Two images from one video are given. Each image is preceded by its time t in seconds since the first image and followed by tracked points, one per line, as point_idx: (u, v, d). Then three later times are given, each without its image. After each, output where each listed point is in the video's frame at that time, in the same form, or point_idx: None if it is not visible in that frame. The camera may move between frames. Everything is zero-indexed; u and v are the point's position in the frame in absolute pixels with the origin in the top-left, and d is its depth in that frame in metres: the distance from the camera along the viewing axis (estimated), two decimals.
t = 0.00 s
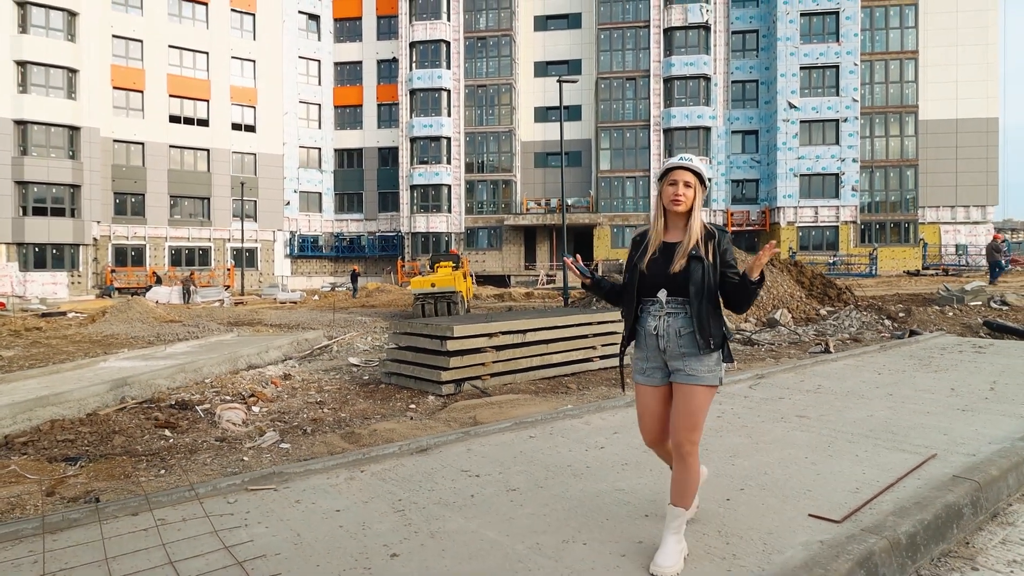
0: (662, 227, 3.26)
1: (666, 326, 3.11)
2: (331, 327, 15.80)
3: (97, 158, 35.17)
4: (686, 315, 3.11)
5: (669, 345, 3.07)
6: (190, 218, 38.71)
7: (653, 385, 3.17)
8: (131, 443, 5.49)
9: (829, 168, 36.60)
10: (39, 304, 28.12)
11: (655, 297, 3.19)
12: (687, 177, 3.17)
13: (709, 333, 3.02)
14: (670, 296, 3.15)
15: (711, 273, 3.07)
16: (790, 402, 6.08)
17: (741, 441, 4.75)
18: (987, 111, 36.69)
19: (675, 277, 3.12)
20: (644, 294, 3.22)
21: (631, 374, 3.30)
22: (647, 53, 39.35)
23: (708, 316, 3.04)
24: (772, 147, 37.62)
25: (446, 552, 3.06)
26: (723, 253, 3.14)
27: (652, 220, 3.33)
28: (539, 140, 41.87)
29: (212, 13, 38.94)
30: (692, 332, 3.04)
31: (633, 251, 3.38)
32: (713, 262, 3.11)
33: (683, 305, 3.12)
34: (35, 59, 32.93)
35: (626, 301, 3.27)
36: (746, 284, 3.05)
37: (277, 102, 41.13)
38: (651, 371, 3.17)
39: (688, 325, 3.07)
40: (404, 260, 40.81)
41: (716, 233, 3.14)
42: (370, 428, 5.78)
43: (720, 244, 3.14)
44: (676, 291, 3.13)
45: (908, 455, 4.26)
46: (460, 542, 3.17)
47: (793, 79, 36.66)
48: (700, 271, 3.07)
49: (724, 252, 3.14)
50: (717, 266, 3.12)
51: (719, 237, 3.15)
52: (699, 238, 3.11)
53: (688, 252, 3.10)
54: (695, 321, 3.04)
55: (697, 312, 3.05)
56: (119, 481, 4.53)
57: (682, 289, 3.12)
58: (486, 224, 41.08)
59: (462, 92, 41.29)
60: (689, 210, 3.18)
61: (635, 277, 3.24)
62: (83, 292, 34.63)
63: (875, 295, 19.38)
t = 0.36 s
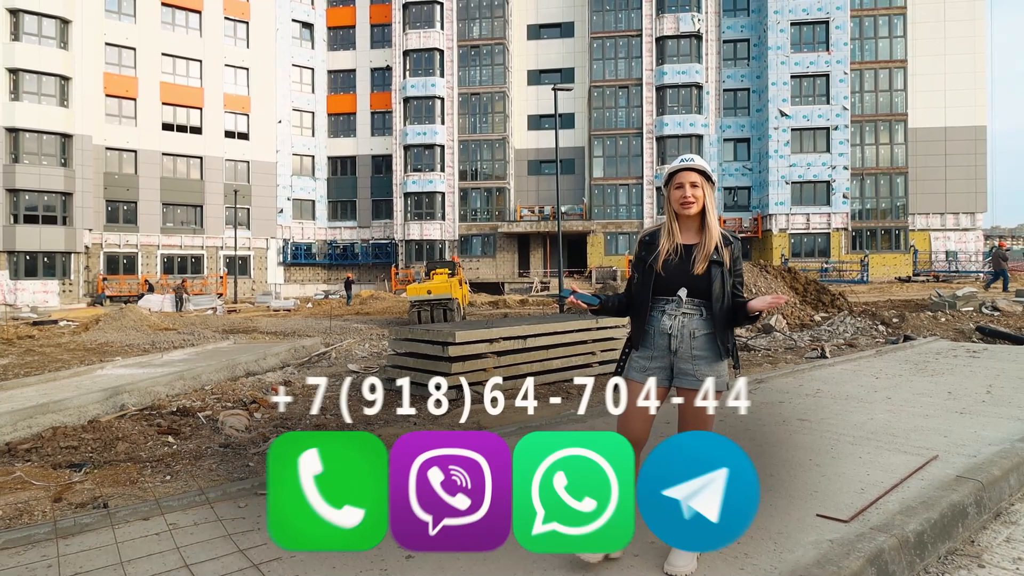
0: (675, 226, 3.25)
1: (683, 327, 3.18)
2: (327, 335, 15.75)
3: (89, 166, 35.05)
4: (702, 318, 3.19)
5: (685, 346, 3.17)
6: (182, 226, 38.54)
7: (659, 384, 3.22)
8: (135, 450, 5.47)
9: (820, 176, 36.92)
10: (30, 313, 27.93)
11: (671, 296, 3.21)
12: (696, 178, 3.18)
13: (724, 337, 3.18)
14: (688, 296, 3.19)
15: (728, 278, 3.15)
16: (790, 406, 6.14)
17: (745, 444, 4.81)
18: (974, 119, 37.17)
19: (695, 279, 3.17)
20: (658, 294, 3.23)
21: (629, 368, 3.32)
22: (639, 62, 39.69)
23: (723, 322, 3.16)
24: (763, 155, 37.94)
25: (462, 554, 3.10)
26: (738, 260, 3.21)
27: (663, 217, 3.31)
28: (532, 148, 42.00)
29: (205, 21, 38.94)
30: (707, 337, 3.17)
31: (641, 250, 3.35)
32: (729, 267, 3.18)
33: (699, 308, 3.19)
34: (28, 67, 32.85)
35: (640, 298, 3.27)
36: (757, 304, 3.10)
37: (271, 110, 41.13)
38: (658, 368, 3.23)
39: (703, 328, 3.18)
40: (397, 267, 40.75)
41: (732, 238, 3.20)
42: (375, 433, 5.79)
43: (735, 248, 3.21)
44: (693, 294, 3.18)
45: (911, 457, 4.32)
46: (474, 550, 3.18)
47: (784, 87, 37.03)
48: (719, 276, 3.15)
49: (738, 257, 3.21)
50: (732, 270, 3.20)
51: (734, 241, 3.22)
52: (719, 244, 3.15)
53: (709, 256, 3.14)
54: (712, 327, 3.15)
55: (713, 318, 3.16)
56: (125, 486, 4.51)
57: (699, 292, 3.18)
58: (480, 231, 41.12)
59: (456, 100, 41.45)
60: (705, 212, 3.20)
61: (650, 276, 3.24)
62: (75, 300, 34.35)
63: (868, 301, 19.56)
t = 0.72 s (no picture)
0: (671, 225, 3.30)
1: (683, 324, 3.21)
2: (327, 338, 15.80)
3: (85, 170, 35.01)
4: (702, 314, 3.22)
5: (686, 342, 3.20)
6: (178, 231, 38.50)
7: (659, 380, 3.28)
8: (143, 450, 5.51)
9: (815, 181, 37.17)
10: (25, 318, 27.84)
11: (670, 294, 3.26)
12: (691, 178, 3.19)
13: (726, 332, 3.20)
14: (687, 294, 3.23)
15: (727, 275, 3.19)
16: (791, 406, 6.23)
17: (748, 442, 4.89)
18: (966, 126, 37.52)
19: (694, 276, 3.21)
20: (657, 293, 3.28)
21: (630, 365, 3.37)
22: (635, 68, 39.91)
23: (723, 317, 3.20)
24: (759, 161, 38.17)
25: (474, 546, 3.19)
26: (736, 257, 3.25)
27: (660, 218, 3.36)
28: (529, 153, 42.11)
29: (202, 27, 39.00)
30: (709, 333, 3.21)
31: (639, 249, 3.40)
32: (728, 264, 3.22)
33: (699, 305, 3.23)
34: (25, 71, 32.81)
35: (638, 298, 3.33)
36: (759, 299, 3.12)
37: (268, 115, 41.19)
38: (659, 364, 3.28)
39: (705, 324, 3.21)
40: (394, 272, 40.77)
41: (728, 235, 3.24)
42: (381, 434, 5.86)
43: (733, 246, 3.24)
44: (692, 291, 3.22)
45: (911, 453, 4.41)
46: (481, 541, 3.26)
47: (779, 94, 37.35)
48: (717, 273, 3.19)
49: (736, 254, 3.24)
50: (730, 267, 3.23)
51: (731, 239, 3.25)
52: (715, 241, 3.19)
53: (706, 255, 3.19)
54: (713, 323, 3.19)
55: (714, 313, 3.20)
56: (136, 485, 4.55)
57: (697, 289, 3.22)
58: (476, 236, 41.21)
59: (453, 106, 41.58)
60: (701, 211, 3.22)
61: (649, 275, 3.30)
62: (70, 305, 34.24)
63: (864, 306, 19.71)
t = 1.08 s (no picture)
0: (646, 230, 3.32)
1: (659, 328, 3.20)
2: (329, 341, 15.88)
3: (86, 175, 35.05)
4: (678, 317, 3.21)
5: (664, 345, 3.19)
6: (178, 235, 38.53)
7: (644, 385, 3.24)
8: (156, 449, 5.59)
9: (814, 185, 37.39)
10: (27, 323, 27.83)
11: (646, 299, 3.25)
12: (666, 181, 3.22)
13: (703, 333, 3.17)
14: (662, 297, 3.22)
15: (701, 274, 3.16)
16: (795, 405, 6.32)
17: (755, 439, 4.97)
18: (964, 130, 37.67)
19: (667, 279, 3.20)
20: (634, 297, 3.28)
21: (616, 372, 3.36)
22: (634, 72, 40.11)
23: (699, 318, 3.16)
24: (758, 165, 38.36)
25: (489, 539, 3.27)
26: (711, 256, 3.23)
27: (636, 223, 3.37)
28: (529, 157, 42.19)
29: (202, 32, 39.10)
30: (685, 335, 3.18)
31: (617, 257, 3.43)
32: (702, 263, 3.20)
33: (675, 307, 3.21)
34: (26, 76, 32.81)
35: (617, 304, 3.33)
36: (732, 294, 3.11)
37: (268, 120, 41.31)
38: (641, 369, 3.26)
39: (681, 327, 3.19)
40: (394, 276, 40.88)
41: (702, 234, 3.23)
42: (390, 434, 5.93)
43: (707, 246, 3.23)
44: (667, 295, 3.21)
45: (914, 450, 4.49)
46: (482, 542, 3.29)
47: (777, 98, 37.56)
48: (691, 273, 3.16)
49: (712, 253, 3.22)
50: (706, 267, 3.21)
51: (706, 238, 3.24)
52: (687, 242, 3.19)
53: (679, 255, 3.18)
54: (688, 325, 3.16)
55: (689, 315, 3.17)
56: (152, 483, 4.62)
57: (672, 292, 3.21)
58: (476, 240, 41.33)
59: (453, 111, 41.77)
60: (674, 215, 3.24)
61: (624, 281, 3.30)
62: (71, 310, 34.24)
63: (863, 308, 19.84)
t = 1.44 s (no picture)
0: (612, 226, 3.37)
1: (616, 324, 3.24)
2: (333, 343, 15.96)
3: (88, 178, 35.18)
4: (634, 313, 3.21)
5: (620, 342, 3.21)
6: (179, 238, 38.60)
7: (608, 380, 3.30)
8: (169, 448, 5.66)
9: (814, 189, 37.51)
10: (29, 325, 27.91)
11: (608, 296, 3.31)
12: (631, 177, 3.24)
13: (656, 328, 3.14)
14: (621, 294, 3.26)
15: (654, 270, 3.15)
16: (799, 405, 6.40)
17: (760, 437, 5.05)
18: (965, 134, 37.77)
19: (622, 275, 3.23)
20: (596, 294, 3.35)
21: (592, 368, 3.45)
22: (635, 76, 40.28)
23: (653, 313, 3.13)
24: (758, 168, 38.49)
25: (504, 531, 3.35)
26: (668, 250, 3.18)
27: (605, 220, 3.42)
28: (530, 161, 42.27)
29: (204, 35, 39.23)
30: (639, 331, 3.16)
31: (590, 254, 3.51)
32: (657, 258, 3.18)
33: (632, 303, 3.22)
34: (28, 79, 33.00)
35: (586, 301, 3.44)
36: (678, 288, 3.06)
37: (270, 123, 41.45)
38: (607, 364, 3.31)
39: (637, 323, 3.18)
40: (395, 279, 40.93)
41: (659, 228, 3.20)
42: (399, 432, 6.01)
43: (665, 238, 3.19)
44: (624, 291, 3.24)
45: (918, 448, 4.56)
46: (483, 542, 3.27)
47: (778, 102, 37.70)
48: (644, 268, 3.16)
49: (668, 246, 3.18)
50: (661, 261, 3.18)
51: (664, 231, 3.20)
52: (641, 237, 3.19)
53: (632, 251, 3.20)
54: (639, 320, 3.15)
55: (640, 311, 3.15)
56: (168, 480, 4.69)
57: (628, 288, 3.23)
58: (477, 243, 41.36)
59: (454, 114, 41.96)
60: (636, 211, 3.26)
61: (588, 278, 3.40)
62: (72, 312, 34.30)
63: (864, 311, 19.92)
